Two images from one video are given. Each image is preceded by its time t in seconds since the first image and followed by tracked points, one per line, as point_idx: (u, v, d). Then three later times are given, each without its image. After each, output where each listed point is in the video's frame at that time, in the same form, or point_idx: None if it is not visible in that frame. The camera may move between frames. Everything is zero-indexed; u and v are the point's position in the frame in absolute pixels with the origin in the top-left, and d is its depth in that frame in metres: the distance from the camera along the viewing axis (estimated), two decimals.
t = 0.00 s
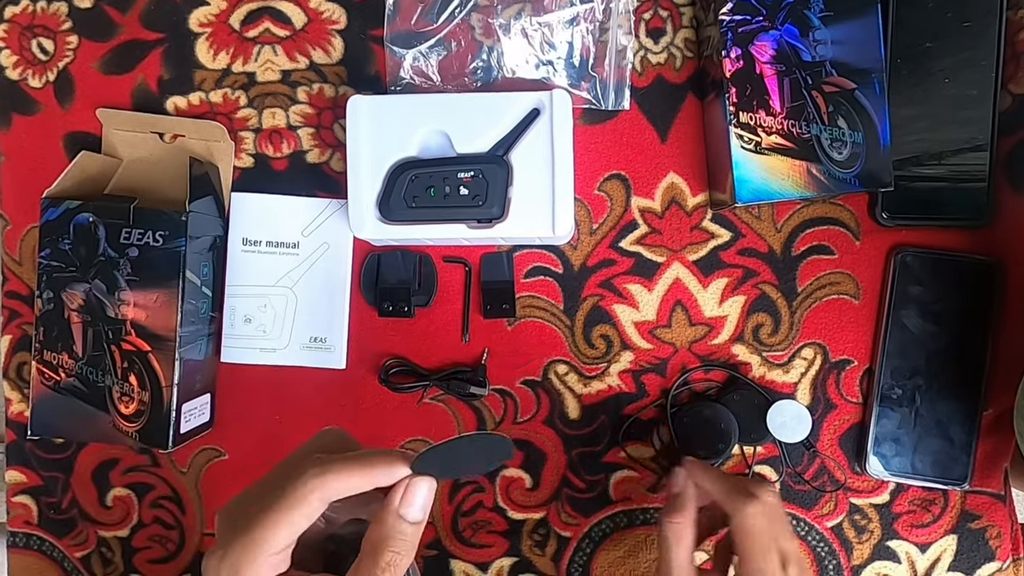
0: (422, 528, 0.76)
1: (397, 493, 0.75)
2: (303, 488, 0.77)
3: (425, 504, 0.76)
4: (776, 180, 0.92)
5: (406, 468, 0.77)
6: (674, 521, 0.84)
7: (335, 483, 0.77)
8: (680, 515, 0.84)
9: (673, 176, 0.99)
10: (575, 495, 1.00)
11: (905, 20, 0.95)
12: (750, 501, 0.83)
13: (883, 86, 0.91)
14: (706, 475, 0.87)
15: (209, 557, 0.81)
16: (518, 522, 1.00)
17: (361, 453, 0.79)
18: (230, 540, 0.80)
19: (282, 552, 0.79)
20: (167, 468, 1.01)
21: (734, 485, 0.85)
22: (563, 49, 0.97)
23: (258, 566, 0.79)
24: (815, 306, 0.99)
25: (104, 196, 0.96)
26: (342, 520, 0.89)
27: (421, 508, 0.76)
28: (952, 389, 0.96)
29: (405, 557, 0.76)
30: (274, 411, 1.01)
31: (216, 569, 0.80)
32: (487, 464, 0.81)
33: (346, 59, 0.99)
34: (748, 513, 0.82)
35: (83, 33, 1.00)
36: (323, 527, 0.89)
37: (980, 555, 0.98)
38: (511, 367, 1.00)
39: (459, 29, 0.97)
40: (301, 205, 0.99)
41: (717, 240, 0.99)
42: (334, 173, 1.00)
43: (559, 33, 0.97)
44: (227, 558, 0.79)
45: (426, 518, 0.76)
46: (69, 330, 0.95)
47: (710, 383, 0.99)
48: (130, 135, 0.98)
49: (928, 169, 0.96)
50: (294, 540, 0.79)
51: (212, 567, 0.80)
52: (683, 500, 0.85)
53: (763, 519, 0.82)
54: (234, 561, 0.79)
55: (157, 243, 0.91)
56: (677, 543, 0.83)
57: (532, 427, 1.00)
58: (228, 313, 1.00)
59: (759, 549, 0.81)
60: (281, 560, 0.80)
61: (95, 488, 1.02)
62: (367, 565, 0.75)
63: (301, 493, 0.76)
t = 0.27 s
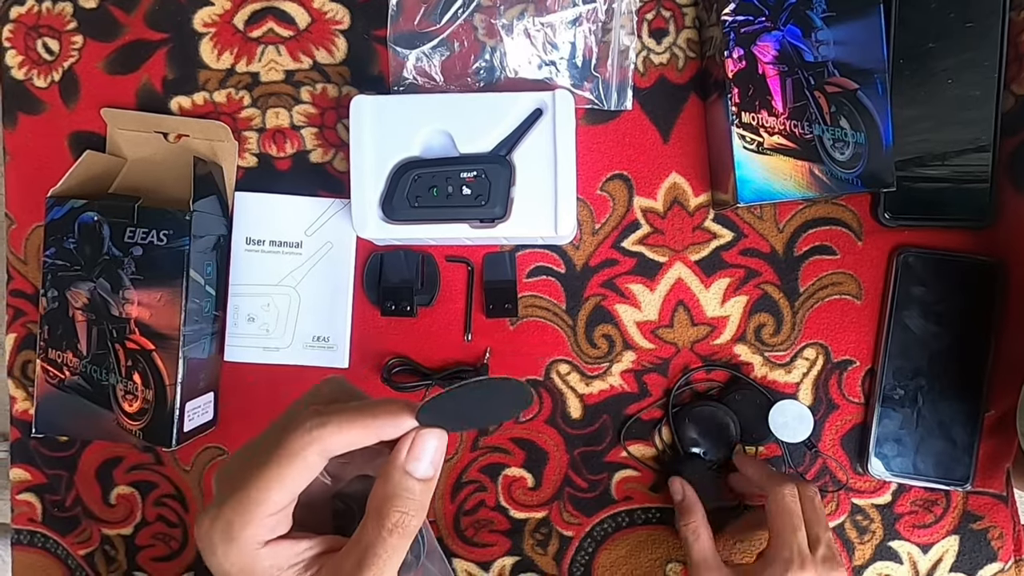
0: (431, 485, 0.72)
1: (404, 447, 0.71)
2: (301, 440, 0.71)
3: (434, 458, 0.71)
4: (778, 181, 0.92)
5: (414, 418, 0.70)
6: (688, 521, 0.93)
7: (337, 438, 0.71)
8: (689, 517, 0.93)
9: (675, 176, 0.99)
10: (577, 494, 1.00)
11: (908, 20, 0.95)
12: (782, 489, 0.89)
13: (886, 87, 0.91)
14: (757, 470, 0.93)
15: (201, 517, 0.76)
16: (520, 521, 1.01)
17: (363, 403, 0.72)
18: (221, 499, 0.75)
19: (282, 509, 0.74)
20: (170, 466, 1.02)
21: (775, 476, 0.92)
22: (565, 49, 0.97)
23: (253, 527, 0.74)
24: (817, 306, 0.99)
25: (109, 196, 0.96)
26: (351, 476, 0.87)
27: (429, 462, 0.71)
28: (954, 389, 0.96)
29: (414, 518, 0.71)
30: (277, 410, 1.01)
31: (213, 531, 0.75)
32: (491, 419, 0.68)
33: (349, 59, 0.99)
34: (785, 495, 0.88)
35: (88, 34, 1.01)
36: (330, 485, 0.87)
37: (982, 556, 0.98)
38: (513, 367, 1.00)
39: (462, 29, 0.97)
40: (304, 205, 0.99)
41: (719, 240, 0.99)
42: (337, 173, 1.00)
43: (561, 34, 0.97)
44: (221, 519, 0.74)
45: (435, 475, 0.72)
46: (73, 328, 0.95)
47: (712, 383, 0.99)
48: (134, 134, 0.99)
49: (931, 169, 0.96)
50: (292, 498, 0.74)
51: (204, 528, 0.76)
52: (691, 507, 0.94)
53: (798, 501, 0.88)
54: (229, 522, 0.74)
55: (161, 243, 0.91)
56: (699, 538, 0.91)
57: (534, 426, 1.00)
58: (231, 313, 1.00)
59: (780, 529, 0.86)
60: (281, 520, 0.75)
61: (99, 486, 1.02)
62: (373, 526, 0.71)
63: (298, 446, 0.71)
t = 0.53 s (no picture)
0: (441, 425, 0.66)
1: (409, 381, 0.65)
2: (289, 375, 0.66)
3: (444, 393, 0.65)
4: (778, 183, 0.92)
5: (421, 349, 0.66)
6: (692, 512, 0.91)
7: (331, 371, 0.66)
8: (695, 507, 0.91)
9: (675, 178, 0.99)
10: (577, 498, 1.00)
11: (908, 23, 0.95)
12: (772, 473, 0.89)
13: (886, 89, 0.91)
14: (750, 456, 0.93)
15: (181, 464, 0.71)
16: (520, 524, 1.00)
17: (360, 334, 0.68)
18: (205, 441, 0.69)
19: (272, 453, 0.69)
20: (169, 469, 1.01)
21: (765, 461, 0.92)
22: (565, 52, 0.97)
23: (240, 471, 0.68)
24: (817, 309, 0.98)
25: (109, 199, 0.96)
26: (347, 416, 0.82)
27: (439, 397, 0.65)
28: (955, 392, 0.96)
29: (421, 460, 0.66)
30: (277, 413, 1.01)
31: (198, 480, 0.69)
32: (522, 344, 0.65)
33: (349, 62, 0.99)
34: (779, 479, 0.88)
35: (88, 37, 1.01)
36: (324, 425, 0.81)
37: (984, 559, 0.98)
38: (513, 370, 1.00)
39: (462, 32, 0.97)
40: (304, 208, 0.99)
41: (719, 243, 0.99)
42: (337, 176, 1.00)
43: (561, 36, 0.97)
44: (205, 464, 0.69)
45: (445, 411, 0.66)
46: (73, 331, 0.95)
47: (712, 387, 0.99)
48: (134, 137, 0.99)
49: (932, 172, 0.96)
50: (283, 439, 0.68)
51: (187, 475, 0.70)
52: (698, 497, 0.92)
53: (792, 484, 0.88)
54: (215, 468, 0.68)
55: (160, 245, 0.91)
56: (699, 526, 0.89)
57: (534, 429, 1.00)
58: (231, 316, 1.00)
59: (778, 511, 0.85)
60: (271, 465, 0.69)
61: (98, 489, 1.02)
62: (377, 467, 0.65)
63: (288, 381, 0.66)
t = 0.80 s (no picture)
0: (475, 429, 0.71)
1: (449, 390, 0.70)
2: (351, 382, 0.69)
3: (479, 403, 0.70)
4: (775, 187, 0.92)
5: (459, 363, 0.71)
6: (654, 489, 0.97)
7: (388, 381, 0.69)
8: (656, 485, 0.97)
9: (672, 183, 0.99)
10: (575, 503, 1.00)
11: (903, 27, 0.95)
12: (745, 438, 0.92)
13: (881, 93, 0.91)
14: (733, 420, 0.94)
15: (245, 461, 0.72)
16: (517, 530, 1.00)
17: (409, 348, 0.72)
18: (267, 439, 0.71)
19: (330, 454, 0.71)
20: (163, 477, 1.01)
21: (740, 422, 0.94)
22: (561, 57, 0.97)
23: (301, 469, 0.70)
24: (814, 313, 0.98)
25: (102, 204, 0.96)
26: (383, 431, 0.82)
27: (474, 405, 0.70)
28: (952, 396, 0.96)
29: (461, 460, 0.70)
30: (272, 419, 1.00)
31: (256, 476, 0.71)
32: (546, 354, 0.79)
33: (344, 66, 0.99)
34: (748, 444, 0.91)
35: (81, 42, 1.00)
36: (363, 437, 0.81)
37: (982, 563, 0.98)
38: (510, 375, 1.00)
39: (457, 36, 0.97)
40: (300, 213, 0.99)
41: (716, 247, 0.99)
42: (332, 181, 0.99)
43: (557, 41, 0.97)
44: (268, 462, 0.71)
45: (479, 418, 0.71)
46: (65, 338, 0.94)
47: (710, 391, 0.99)
48: (128, 142, 0.98)
49: (927, 175, 0.96)
50: (341, 440, 0.71)
51: (250, 473, 0.71)
52: (659, 475, 0.97)
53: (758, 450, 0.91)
54: (279, 466, 0.70)
55: (154, 251, 0.90)
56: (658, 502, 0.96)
57: (530, 435, 1.00)
58: (226, 321, 0.99)
59: (775, 487, 0.92)
60: (328, 465, 0.72)
61: (91, 498, 1.01)
62: (420, 466, 0.69)
63: (349, 390, 0.69)
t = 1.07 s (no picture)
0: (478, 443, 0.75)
1: (455, 404, 0.75)
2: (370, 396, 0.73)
3: (482, 417, 0.75)
4: (776, 187, 0.93)
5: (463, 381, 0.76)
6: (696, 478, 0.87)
7: (402, 393, 0.73)
8: (701, 475, 0.87)
9: (672, 183, 0.99)
10: (576, 504, 1.00)
11: (902, 27, 0.95)
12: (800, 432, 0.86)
13: (881, 93, 0.90)
14: (770, 418, 0.91)
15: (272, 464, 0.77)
16: (519, 531, 1.00)
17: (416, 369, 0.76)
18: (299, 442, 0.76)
19: (351, 459, 0.75)
20: (165, 479, 1.01)
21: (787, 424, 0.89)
22: (561, 57, 0.97)
23: (322, 470, 0.74)
24: (815, 313, 0.98)
25: (102, 207, 0.96)
26: (396, 444, 0.84)
27: (477, 419, 0.75)
28: (953, 395, 0.96)
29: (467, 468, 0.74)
30: (273, 421, 1.00)
31: (284, 476, 0.75)
32: (540, 372, 0.97)
33: (344, 68, 0.99)
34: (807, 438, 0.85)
35: (81, 44, 1.00)
36: (379, 451, 0.83)
37: (983, 562, 0.98)
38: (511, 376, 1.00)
39: (457, 37, 0.97)
40: (301, 215, 0.99)
41: (717, 247, 0.99)
42: (332, 182, 0.99)
43: (557, 42, 0.97)
44: (295, 462, 0.75)
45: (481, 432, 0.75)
46: (67, 341, 0.94)
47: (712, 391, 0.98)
48: (129, 145, 0.98)
49: (926, 174, 0.96)
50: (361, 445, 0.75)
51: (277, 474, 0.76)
52: (701, 466, 0.88)
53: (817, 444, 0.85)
54: (303, 466, 0.74)
55: (155, 254, 0.90)
56: (707, 494, 0.84)
57: (531, 436, 1.00)
58: (227, 323, 0.99)
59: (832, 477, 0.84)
60: (348, 467, 0.76)
61: (92, 501, 1.01)
62: (427, 471, 0.73)
63: (368, 401, 0.73)
